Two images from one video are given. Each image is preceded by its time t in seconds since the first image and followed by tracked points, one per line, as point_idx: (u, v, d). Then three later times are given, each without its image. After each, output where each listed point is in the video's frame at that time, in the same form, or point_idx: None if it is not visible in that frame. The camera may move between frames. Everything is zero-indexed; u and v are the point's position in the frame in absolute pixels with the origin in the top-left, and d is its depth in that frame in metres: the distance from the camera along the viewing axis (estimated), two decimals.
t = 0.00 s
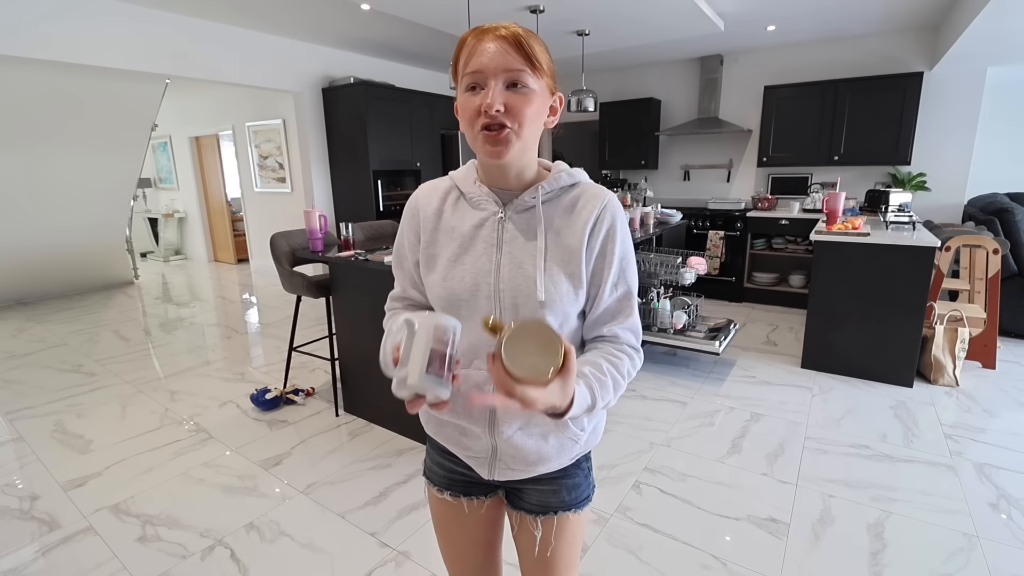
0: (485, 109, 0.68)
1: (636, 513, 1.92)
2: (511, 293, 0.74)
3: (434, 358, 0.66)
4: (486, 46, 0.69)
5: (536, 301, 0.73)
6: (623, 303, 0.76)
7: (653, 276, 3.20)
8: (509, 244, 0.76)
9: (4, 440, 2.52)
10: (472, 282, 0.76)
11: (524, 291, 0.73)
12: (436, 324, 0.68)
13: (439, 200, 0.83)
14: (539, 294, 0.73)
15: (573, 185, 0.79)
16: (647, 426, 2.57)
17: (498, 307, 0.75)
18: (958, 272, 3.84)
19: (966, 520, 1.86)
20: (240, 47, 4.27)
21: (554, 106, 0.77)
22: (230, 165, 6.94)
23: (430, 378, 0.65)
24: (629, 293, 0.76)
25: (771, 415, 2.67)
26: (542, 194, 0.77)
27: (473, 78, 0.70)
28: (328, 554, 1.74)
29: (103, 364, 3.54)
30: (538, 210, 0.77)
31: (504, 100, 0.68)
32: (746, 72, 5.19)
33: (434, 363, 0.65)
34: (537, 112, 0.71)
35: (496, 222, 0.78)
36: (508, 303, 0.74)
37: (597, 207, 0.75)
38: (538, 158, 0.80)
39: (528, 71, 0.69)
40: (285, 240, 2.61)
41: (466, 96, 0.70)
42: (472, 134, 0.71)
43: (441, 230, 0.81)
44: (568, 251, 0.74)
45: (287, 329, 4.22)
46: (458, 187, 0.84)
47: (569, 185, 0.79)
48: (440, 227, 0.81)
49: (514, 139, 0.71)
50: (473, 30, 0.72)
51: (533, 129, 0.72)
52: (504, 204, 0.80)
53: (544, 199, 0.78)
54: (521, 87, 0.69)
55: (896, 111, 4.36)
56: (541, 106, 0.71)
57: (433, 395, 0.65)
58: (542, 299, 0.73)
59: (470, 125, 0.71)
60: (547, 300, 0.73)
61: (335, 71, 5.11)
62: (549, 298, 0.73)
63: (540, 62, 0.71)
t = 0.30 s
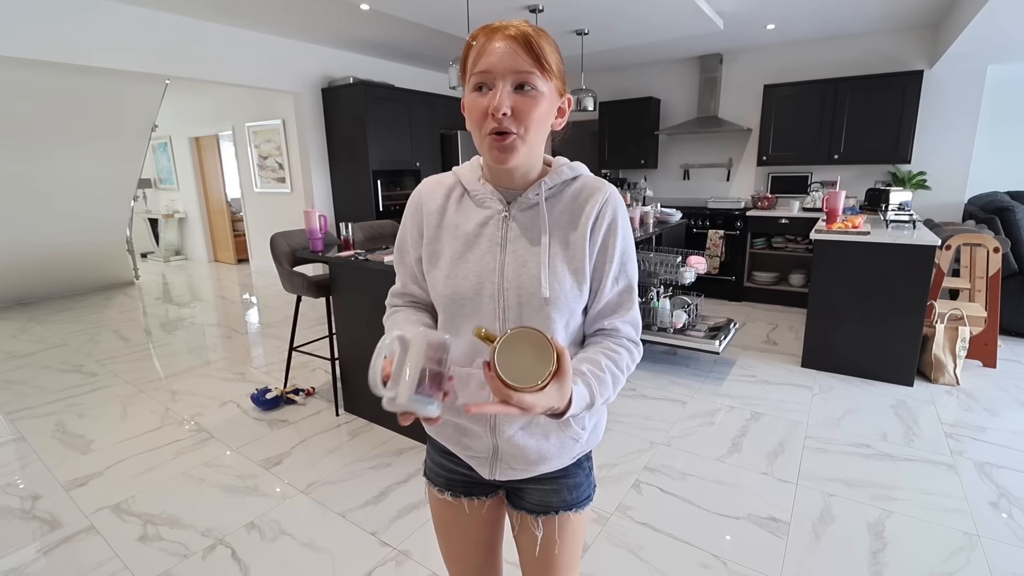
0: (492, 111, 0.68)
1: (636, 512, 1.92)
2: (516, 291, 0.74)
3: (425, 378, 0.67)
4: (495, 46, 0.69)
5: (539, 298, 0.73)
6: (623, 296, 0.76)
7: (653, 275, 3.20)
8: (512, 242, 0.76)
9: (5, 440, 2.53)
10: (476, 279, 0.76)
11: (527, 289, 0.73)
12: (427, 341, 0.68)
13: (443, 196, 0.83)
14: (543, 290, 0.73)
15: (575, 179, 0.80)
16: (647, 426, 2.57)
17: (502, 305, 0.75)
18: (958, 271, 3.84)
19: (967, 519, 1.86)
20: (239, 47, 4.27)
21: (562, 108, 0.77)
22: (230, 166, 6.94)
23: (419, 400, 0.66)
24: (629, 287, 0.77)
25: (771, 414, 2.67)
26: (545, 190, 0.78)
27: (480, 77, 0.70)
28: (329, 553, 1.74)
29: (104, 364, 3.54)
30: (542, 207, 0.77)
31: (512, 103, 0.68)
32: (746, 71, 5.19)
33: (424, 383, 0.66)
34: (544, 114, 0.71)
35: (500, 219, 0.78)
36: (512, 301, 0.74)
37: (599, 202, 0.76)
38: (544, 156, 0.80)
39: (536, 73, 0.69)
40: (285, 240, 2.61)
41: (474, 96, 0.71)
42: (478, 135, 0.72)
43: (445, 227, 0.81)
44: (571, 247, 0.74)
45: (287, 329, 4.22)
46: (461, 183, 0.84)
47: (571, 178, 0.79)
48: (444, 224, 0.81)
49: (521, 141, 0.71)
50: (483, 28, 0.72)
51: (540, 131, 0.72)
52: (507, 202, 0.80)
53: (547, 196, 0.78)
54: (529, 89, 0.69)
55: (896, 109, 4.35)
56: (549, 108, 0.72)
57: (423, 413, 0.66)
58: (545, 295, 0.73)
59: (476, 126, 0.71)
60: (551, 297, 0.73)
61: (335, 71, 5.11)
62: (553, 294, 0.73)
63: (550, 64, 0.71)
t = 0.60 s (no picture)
0: (492, 114, 0.68)
1: (636, 510, 1.92)
2: (515, 293, 0.74)
3: (471, 389, 0.67)
4: (495, 47, 0.69)
5: (537, 302, 0.73)
6: (627, 303, 0.78)
7: (653, 274, 3.20)
8: (512, 243, 0.76)
9: (5, 439, 2.53)
10: (477, 280, 0.76)
11: (526, 292, 0.73)
12: (465, 352, 0.67)
13: (446, 192, 0.82)
14: (542, 294, 0.73)
15: (577, 180, 0.79)
16: (647, 424, 2.57)
17: (502, 306, 0.75)
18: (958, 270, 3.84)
19: (967, 517, 1.86)
20: (239, 46, 4.27)
21: (563, 109, 0.77)
22: (230, 165, 6.94)
23: (473, 409, 0.67)
24: (632, 295, 0.78)
25: (771, 413, 2.67)
26: (545, 191, 0.78)
27: (481, 80, 0.70)
28: (329, 551, 1.75)
29: (104, 363, 3.54)
30: (541, 209, 0.77)
31: (512, 106, 0.68)
32: (746, 69, 5.18)
33: (473, 395, 0.67)
34: (545, 116, 0.71)
35: (500, 220, 0.78)
36: (511, 302, 0.75)
37: (601, 209, 0.76)
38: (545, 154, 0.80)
39: (537, 75, 0.69)
40: (285, 240, 2.61)
41: (474, 98, 0.71)
42: (478, 138, 0.72)
43: (447, 225, 0.81)
44: (571, 252, 0.75)
45: (287, 327, 4.23)
46: (464, 179, 0.83)
47: (573, 179, 0.79)
48: (446, 222, 0.81)
49: (522, 144, 0.71)
50: (484, 27, 0.72)
51: (541, 133, 0.72)
52: (508, 202, 0.80)
53: (546, 198, 0.78)
54: (530, 91, 0.69)
55: (897, 108, 4.35)
56: (550, 110, 0.72)
57: (474, 422, 0.68)
58: (544, 300, 0.73)
59: (476, 127, 0.71)
60: (549, 301, 0.73)
61: (335, 70, 5.11)
62: (552, 299, 0.73)
63: (551, 65, 0.71)
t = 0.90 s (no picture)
0: (502, 110, 0.68)
1: (636, 508, 1.93)
2: (519, 287, 0.74)
3: (475, 372, 0.67)
4: (503, 44, 0.69)
5: (541, 296, 0.73)
6: (630, 297, 0.79)
7: (653, 272, 3.20)
8: (515, 237, 0.76)
9: (6, 436, 2.53)
10: (482, 274, 0.76)
11: (530, 287, 0.74)
12: (470, 336, 0.67)
13: (450, 183, 0.82)
14: (546, 288, 0.73)
15: (582, 174, 0.79)
16: (647, 422, 2.58)
17: (506, 300, 0.75)
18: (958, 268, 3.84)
19: (966, 515, 1.87)
20: (239, 43, 4.26)
21: (569, 104, 0.77)
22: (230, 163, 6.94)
23: (477, 393, 0.67)
24: (635, 288, 0.79)
25: (771, 411, 2.67)
26: (550, 185, 0.77)
27: (490, 76, 0.69)
28: (329, 549, 1.75)
29: (105, 361, 3.54)
30: (546, 203, 0.77)
31: (522, 102, 0.68)
32: (746, 67, 5.18)
33: (477, 377, 0.67)
34: (554, 112, 0.71)
35: (504, 213, 0.78)
36: (515, 296, 0.75)
37: (605, 203, 0.76)
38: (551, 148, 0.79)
39: (546, 71, 0.69)
40: (285, 238, 2.61)
41: (482, 94, 0.70)
42: (485, 133, 0.72)
43: (452, 217, 0.81)
44: (576, 246, 0.75)
45: (287, 325, 4.23)
46: (468, 170, 0.83)
47: (577, 173, 0.78)
48: (450, 214, 0.81)
49: (530, 139, 0.71)
50: (491, 23, 0.72)
51: (550, 129, 0.72)
52: (511, 195, 0.80)
53: (551, 191, 0.78)
54: (539, 88, 0.69)
55: (897, 106, 4.34)
56: (558, 106, 0.72)
57: (475, 407, 0.67)
58: (548, 293, 0.73)
59: (483, 122, 0.71)
60: (554, 296, 0.73)
61: (335, 67, 5.10)
62: (556, 293, 0.73)
63: (558, 62, 0.71)
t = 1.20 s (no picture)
0: (508, 110, 0.68)
1: (636, 507, 1.93)
2: (523, 285, 0.74)
3: (485, 370, 0.68)
4: (508, 42, 0.68)
5: (546, 294, 0.73)
6: (632, 294, 0.79)
7: (653, 271, 3.20)
8: (519, 234, 0.76)
9: (5, 435, 2.53)
10: (485, 271, 0.76)
11: (535, 284, 0.74)
12: (477, 333, 0.68)
13: (451, 180, 0.81)
14: (551, 285, 0.73)
15: (583, 171, 0.79)
16: (646, 421, 2.58)
17: (510, 298, 0.75)
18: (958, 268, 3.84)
19: (965, 515, 1.87)
20: (238, 41, 4.25)
21: (572, 104, 0.77)
22: (230, 161, 6.93)
23: (485, 391, 0.68)
24: (637, 286, 0.79)
25: (770, 410, 2.68)
26: (553, 181, 0.77)
27: (495, 75, 0.69)
28: (329, 548, 1.75)
29: (104, 359, 3.54)
30: (549, 200, 0.77)
31: (527, 102, 0.68)
32: (746, 67, 5.17)
33: (486, 375, 0.68)
34: (558, 112, 0.71)
35: (507, 210, 0.77)
36: (519, 294, 0.75)
37: (608, 199, 0.76)
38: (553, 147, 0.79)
39: (551, 71, 0.69)
40: (285, 236, 2.61)
41: (486, 93, 0.70)
42: (490, 133, 0.71)
43: (454, 215, 0.80)
44: (580, 243, 0.75)
45: (287, 324, 4.23)
46: (471, 167, 0.82)
47: (579, 170, 0.78)
48: (453, 212, 0.80)
49: (536, 139, 0.71)
50: (495, 22, 0.72)
51: (554, 129, 0.72)
52: (513, 193, 0.79)
53: (554, 188, 0.77)
54: (544, 87, 0.69)
55: (898, 106, 4.34)
56: (562, 105, 0.72)
57: (483, 404, 0.69)
58: (552, 292, 0.73)
59: (488, 122, 0.71)
60: (558, 293, 0.73)
61: (335, 66, 5.09)
62: (560, 291, 0.73)
63: (562, 61, 0.71)
